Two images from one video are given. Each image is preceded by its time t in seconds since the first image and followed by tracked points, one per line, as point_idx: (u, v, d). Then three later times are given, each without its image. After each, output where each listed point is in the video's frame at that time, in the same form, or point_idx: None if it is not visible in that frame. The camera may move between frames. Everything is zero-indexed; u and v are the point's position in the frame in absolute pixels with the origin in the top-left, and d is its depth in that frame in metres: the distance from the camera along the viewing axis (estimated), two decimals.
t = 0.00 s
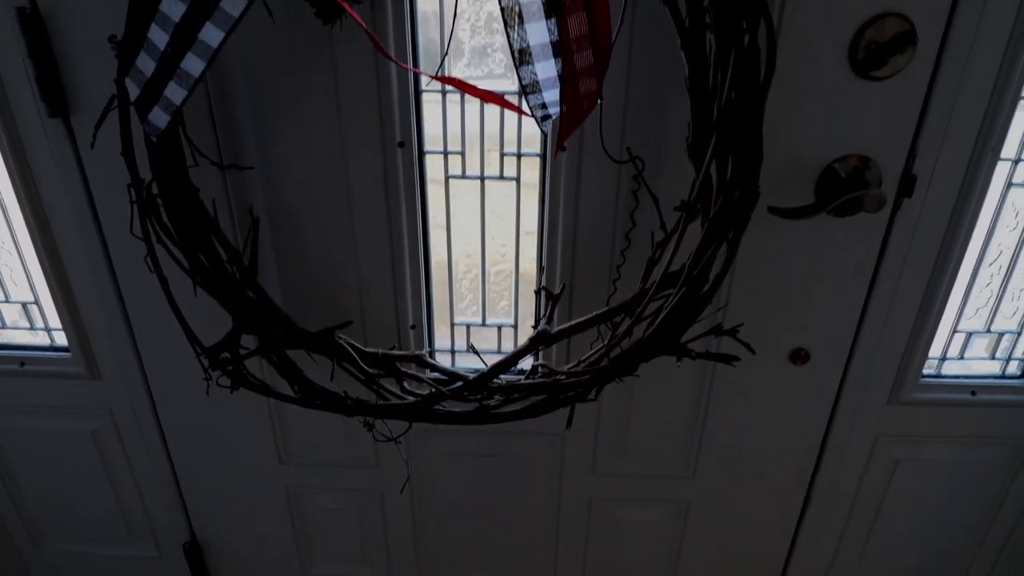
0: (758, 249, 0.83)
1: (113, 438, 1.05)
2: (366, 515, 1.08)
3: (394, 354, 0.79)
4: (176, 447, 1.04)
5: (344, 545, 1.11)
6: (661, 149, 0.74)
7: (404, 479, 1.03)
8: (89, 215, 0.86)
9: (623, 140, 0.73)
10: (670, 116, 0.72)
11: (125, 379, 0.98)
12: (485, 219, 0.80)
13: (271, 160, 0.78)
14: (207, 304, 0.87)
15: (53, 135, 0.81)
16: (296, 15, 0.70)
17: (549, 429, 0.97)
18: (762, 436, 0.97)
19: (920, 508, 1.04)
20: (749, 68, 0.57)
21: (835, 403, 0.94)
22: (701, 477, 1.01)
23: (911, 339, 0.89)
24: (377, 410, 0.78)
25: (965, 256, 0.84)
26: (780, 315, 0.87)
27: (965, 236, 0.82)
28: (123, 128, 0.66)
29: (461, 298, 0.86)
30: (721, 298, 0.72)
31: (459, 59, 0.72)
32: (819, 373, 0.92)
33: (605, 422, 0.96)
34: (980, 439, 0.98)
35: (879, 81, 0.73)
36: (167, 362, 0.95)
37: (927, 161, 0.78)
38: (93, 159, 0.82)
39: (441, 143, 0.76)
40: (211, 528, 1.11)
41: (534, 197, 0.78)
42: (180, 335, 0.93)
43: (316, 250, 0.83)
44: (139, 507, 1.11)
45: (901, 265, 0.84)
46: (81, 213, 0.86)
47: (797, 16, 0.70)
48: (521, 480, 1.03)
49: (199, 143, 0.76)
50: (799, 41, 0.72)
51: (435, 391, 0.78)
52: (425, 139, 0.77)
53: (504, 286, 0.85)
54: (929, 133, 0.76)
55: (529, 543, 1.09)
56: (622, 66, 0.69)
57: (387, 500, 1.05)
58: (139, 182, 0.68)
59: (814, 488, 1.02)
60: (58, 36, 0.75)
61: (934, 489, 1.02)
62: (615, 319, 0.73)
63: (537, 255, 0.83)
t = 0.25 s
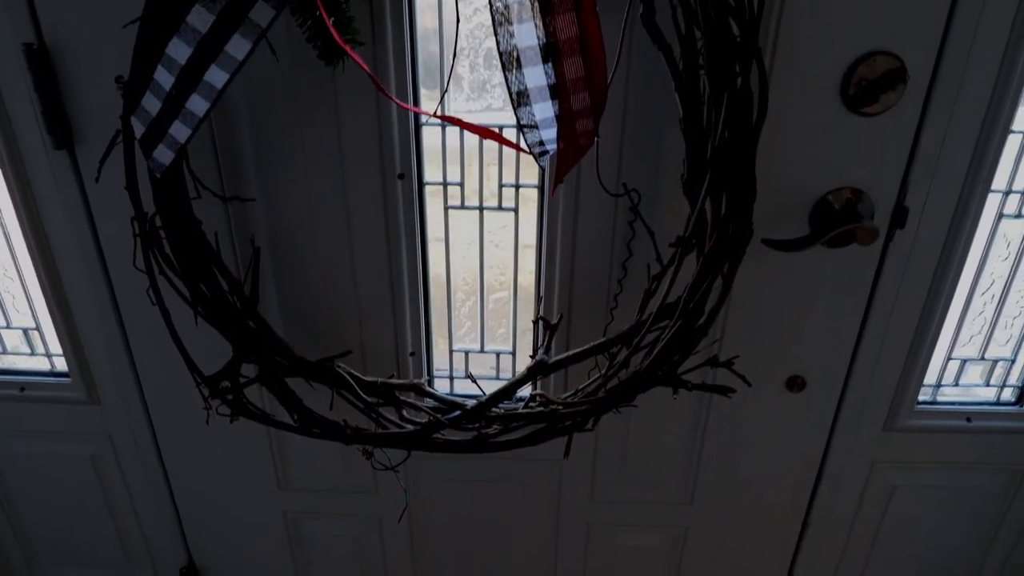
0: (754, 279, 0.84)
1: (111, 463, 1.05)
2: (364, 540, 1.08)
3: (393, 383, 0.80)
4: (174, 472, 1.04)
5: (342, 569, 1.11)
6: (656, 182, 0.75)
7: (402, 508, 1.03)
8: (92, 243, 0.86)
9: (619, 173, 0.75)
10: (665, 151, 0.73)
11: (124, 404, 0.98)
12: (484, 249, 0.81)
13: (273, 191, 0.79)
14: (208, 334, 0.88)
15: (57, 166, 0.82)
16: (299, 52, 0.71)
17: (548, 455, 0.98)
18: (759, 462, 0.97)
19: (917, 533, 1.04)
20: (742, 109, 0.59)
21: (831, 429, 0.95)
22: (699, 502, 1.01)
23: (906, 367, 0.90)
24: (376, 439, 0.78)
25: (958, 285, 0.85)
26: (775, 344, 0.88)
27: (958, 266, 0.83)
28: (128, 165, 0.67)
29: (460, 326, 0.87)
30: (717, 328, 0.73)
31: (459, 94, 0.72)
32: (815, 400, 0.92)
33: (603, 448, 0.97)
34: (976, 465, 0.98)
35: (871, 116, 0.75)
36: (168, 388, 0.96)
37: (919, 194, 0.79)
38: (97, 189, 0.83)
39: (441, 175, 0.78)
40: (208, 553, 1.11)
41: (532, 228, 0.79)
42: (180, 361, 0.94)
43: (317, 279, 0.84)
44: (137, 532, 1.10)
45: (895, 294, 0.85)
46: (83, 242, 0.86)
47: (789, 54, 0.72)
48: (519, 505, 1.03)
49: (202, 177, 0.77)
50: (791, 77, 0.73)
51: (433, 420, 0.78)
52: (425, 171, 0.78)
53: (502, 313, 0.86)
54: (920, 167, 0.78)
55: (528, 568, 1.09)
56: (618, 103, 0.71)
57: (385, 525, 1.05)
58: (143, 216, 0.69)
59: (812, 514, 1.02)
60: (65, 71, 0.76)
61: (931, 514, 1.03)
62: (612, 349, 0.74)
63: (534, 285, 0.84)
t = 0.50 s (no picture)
0: (752, 298, 0.85)
1: (111, 478, 1.05)
2: (364, 554, 1.08)
3: (393, 400, 0.80)
4: (174, 487, 1.04)
5: None
6: (654, 202, 0.76)
7: (402, 525, 1.03)
8: (94, 261, 0.87)
9: (617, 194, 0.76)
10: (663, 172, 0.74)
11: (125, 420, 0.99)
12: (484, 266, 0.82)
13: (275, 211, 0.80)
14: (210, 353, 0.90)
15: (61, 185, 0.82)
16: (303, 75, 0.72)
17: (547, 471, 0.98)
18: (758, 478, 0.98)
19: (916, 549, 1.04)
20: (739, 133, 0.60)
21: (829, 445, 0.95)
22: (697, 518, 1.01)
23: (903, 384, 0.90)
24: (375, 456, 0.78)
25: (953, 302, 0.86)
26: (773, 361, 0.89)
27: (954, 284, 0.84)
28: (133, 186, 0.67)
29: (460, 343, 0.88)
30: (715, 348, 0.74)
31: (460, 115, 0.73)
32: (813, 416, 0.93)
33: (602, 464, 0.97)
34: (973, 481, 0.99)
35: (866, 137, 0.76)
36: (169, 403, 0.96)
37: (915, 213, 0.80)
38: (101, 207, 0.84)
39: (441, 194, 0.78)
40: (208, 566, 1.11)
41: (531, 246, 0.80)
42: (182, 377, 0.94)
43: (318, 296, 0.85)
44: (136, 546, 1.10)
45: (891, 312, 0.86)
46: (86, 259, 0.87)
47: (784, 77, 0.73)
48: (519, 520, 1.03)
49: (206, 197, 0.78)
50: (787, 99, 0.74)
51: (433, 438, 0.78)
52: (425, 190, 0.79)
53: (502, 330, 0.86)
54: (915, 187, 0.79)
55: None
56: (616, 125, 0.72)
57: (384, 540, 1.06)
58: (146, 235, 0.70)
59: (811, 529, 1.02)
60: (70, 91, 0.77)
61: (930, 529, 1.03)
62: (611, 368, 0.74)
63: (533, 303, 0.84)
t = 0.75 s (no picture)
0: (750, 312, 0.85)
1: (111, 490, 1.05)
2: (363, 567, 1.08)
3: (393, 413, 0.80)
4: (174, 499, 1.04)
5: None
6: (653, 217, 0.76)
7: (402, 538, 1.03)
8: (96, 274, 0.87)
9: (616, 209, 0.76)
10: (662, 188, 0.75)
11: (126, 432, 0.99)
12: (484, 279, 0.82)
13: (277, 225, 0.80)
14: (211, 366, 0.90)
15: (64, 198, 0.83)
16: (305, 92, 0.73)
17: (546, 483, 0.98)
18: (757, 490, 0.98)
19: (915, 561, 1.05)
20: (737, 151, 0.60)
21: (828, 458, 0.96)
22: (697, 530, 1.01)
23: (901, 397, 0.91)
24: (375, 469, 0.78)
25: (951, 316, 0.86)
26: (772, 374, 0.89)
27: (951, 298, 0.84)
28: (135, 202, 0.68)
29: (460, 356, 0.88)
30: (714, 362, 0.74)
31: (461, 131, 0.74)
32: (812, 429, 0.93)
33: (601, 477, 0.97)
34: (972, 493, 0.99)
35: (863, 153, 0.76)
36: (169, 416, 0.97)
37: (912, 228, 0.81)
38: (103, 221, 0.84)
39: (442, 207, 0.79)
40: None
41: (531, 260, 0.81)
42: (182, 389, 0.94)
43: (318, 309, 0.85)
44: (135, 558, 1.10)
45: (889, 325, 0.86)
46: (88, 272, 0.87)
47: (782, 94, 0.74)
48: (518, 532, 1.03)
49: (208, 211, 0.79)
50: (785, 116, 0.75)
51: (433, 451, 0.78)
52: (426, 204, 0.79)
53: (502, 343, 0.86)
54: (912, 203, 0.79)
55: None
56: (616, 142, 0.72)
57: (384, 552, 1.05)
58: (149, 250, 0.70)
59: (810, 541, 1.02)
60: (74, 106, 0.78)
61: (929, 542, 1.03)
62: (610, 382, 0.74)
63: (533, 316, 0.85)
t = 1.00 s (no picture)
0: (748, 333, 0.86)
1: (110, 507, 1.05)
2: None
3: (393, 434, 0.80)
4: (173, 516, 1.04)
5: None
6: (651, 240, 0.77)
7: (401, 557, 1.03)
8: (98, 293, 0.88)
9: (615, 233, 0.77)
10: (659, 212, 0.76)
11: (125, 450, 0.99)
12: (484, 299, 0.83)
13: (278, 248, 0.81)
14: (212, 386, 0.91)
15: (67, 219, 0.84)
16: (307, 118, 0.74)
17: (545, 501, 0.98)
18: (755, 509, 0.98)
19: None
20: (733, 180, 0.61)
21: (826, 476, 0.96)
22: (695, 548, 1.01)
23: (897, 416, 0.91)
24: (375, 490, 0.78)
25: (946, 337, 0.87)
26: (769, 394, 0.90)
27: (946, 319, 0.85)
28: (139, 227, 0.69)
29: (459, 375, 0.89)
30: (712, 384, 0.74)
31: (461, 155, 0.74)
32: (809, 448, 0.94)
33: (600, 495, 0.97)
34: (969, 512, 0.99)
35: (858, 177, 0.77)
36: (169, 434, 0.97)
37: (907, 251, 0.81)
38: (105, 242, 0.85)
39: (442, 229, 0.80)
40: None
41: (530, 281, 0.81)
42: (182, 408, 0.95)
43: (319, 329, 0.86)
44: None
45: (885, 345, 0.87)
46: (89, 292, 0.88)
47: (778, 119, 0.75)
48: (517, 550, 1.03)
49: (209, 233, 0.79)
50: (781, 141, 0.76)
51: (432, 471, 0.79)
52: (426, 226, 0.80)
53: (501, 363, 0.87)
54: (907, 225, 0.80)
55: None
56: (613, 167, 0.74)
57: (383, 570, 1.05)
58: (151, 274, 0.71)
59: (808, 559, 1.02)
60: (79, 130, 0.79)
61: (927, 560, 1.03)
62: (609, 404, 0.75)
63: (532, 336, 0.85)
